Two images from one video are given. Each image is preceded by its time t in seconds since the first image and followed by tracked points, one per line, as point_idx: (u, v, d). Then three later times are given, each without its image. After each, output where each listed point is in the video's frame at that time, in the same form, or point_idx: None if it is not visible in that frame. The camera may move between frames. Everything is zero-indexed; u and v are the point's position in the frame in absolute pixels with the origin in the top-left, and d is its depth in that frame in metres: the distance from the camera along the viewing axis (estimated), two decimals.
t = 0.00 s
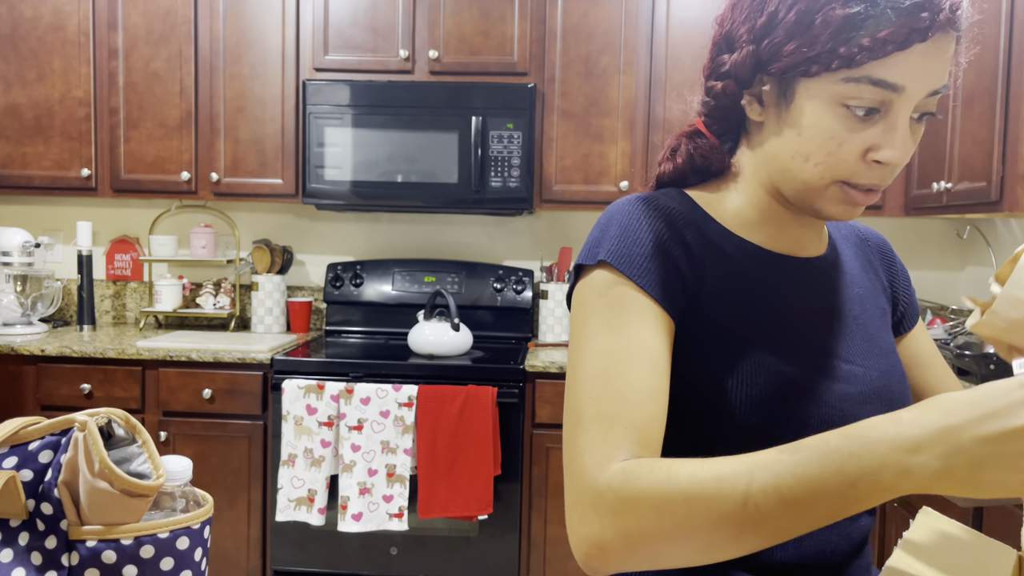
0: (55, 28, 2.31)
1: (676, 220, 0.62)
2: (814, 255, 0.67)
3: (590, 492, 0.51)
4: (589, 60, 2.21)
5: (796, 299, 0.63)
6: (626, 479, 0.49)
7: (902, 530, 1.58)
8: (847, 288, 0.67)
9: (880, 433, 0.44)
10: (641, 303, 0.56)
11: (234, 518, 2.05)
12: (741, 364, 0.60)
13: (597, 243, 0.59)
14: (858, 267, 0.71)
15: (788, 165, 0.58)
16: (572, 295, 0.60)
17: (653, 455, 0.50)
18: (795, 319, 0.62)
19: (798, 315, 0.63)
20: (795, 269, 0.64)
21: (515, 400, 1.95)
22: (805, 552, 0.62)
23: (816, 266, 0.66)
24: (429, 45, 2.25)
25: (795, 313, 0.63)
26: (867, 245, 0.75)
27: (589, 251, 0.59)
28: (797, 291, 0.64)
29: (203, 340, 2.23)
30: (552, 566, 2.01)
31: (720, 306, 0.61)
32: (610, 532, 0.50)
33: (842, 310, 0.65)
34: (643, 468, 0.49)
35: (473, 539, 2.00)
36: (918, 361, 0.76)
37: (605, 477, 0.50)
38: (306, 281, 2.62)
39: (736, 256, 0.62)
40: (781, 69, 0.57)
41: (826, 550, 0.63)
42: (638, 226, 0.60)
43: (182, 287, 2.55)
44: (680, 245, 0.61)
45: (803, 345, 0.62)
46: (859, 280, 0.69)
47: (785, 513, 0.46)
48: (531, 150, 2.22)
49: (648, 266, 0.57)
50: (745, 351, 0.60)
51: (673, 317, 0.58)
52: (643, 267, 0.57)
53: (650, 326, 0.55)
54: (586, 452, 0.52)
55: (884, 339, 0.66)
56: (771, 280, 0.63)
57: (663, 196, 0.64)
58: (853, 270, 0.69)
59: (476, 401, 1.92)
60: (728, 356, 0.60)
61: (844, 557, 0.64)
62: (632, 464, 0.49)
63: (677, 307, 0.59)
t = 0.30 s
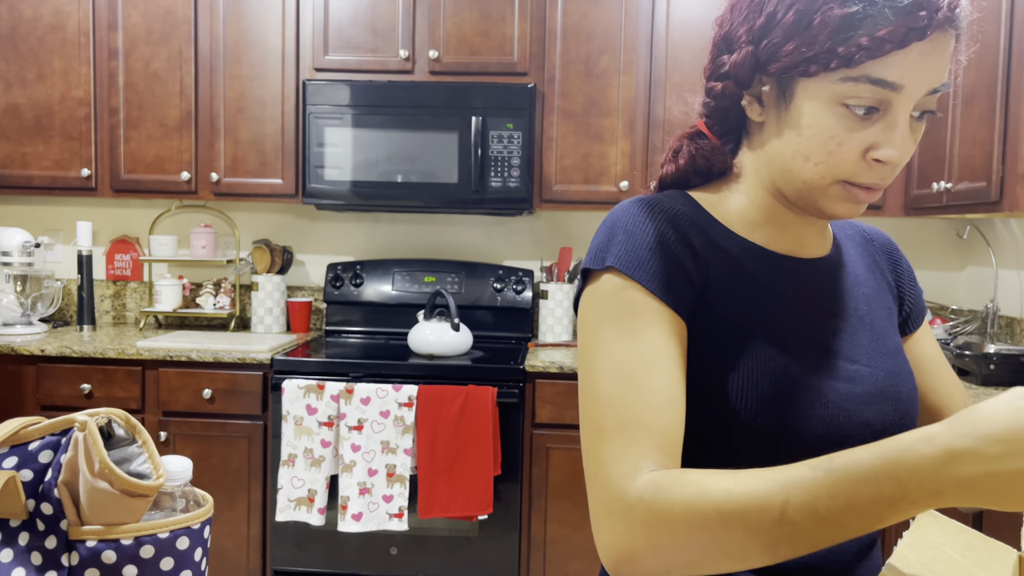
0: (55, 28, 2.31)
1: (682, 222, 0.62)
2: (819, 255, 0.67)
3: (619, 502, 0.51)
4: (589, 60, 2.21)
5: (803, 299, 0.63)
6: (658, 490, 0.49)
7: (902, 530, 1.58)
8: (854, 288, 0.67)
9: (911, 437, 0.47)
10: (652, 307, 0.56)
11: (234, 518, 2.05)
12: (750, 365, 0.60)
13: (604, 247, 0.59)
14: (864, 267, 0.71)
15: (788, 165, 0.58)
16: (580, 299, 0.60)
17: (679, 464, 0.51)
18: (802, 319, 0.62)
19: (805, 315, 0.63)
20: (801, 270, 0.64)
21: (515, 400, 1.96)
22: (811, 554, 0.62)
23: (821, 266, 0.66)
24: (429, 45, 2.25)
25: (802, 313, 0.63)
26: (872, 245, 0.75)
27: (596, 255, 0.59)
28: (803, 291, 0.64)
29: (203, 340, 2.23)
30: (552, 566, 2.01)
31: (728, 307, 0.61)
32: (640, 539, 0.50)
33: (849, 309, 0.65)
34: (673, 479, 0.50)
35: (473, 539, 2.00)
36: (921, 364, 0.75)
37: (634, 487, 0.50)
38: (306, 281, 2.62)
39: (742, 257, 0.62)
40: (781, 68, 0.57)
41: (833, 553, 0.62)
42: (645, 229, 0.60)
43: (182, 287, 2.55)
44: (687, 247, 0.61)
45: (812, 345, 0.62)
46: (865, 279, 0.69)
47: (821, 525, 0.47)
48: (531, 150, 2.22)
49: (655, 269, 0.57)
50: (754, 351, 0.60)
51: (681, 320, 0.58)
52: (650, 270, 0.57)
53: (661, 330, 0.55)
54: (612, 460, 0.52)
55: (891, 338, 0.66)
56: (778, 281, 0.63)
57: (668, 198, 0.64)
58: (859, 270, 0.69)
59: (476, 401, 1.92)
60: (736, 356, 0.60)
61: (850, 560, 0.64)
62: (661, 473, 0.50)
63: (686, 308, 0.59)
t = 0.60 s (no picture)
0: (55, 28, 2.31)
1: (686, 223, 0.62)
2: (826, 255, 0.67)
3: (608, 499, 0.53)
4: (589, 60, 2.21)
5: (808, 300, 0.63)
6: (646, 486, 0.51)
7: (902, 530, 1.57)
8: (859, 288, 0.67)
9: (881, 421, 0.48)
10: (653, 310, 0.56)
11: (234, 518, 2.05)
12: (756, 367, 0.60)
13: (606, 252, 0.59)
14: (869, 266, 0.71)
15: (796, 162, 0.58)
16: (582, 303, 0.61)
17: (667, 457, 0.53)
18: (808, 319, 0.62)
19: (812, 316, 0.63)
20: (808, 269, 0.64)
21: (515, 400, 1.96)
22: (819, 555, 0.62)
23: (828, 266, 0.66)
24: (429, 45, 2.25)
25: (806, 314, 0.63)
26: (878, 245, 0.75)
27: (598, 260, 0.59)
28: (810, 291, 0.64)
29: (203, 340, 2.23)
30: (552, 566, 2.01)
31: (732, 309, 0.61)
32: (630, 539, 0.53)
33: (855, 309, 0.65)
34: (661, 473, 0.51)
35: (473, 539, 2.00)
36: (928, 364, 0.77)
37: (624, 486, 0.52)
38: (306, 281, 2.62)
39: (747, 258, 0.62)
40: (787, 66, 0.57)
41: (841, 554, 0.62)
42: (648, 232, 0.60)
43: (182, 287, 2.55)
44: (690, 249, 0.61)
45: (818, 346, 0.62)
46: (870, 279, 0.69)
47: (801, 496, 0.49)
48: (531, 150, 2.22)
49: (657, 273, 0.58)
50: (760, 353, 0.60)
51: (685, 322, 0.59)
52: (652, 274, 0.57)
53: (660, 333, 0.56)
54: (602, 462, 0.53)
55: (896, 339, 0.67)
56: (783, 281, 0.63)
57: (673, 199, 0.64)
58: (865, 270, 0.69)
59: (476, 401, 1.92)
60: (742, 358, 0.60)
61: (859, 562, 0.63)
62: (650, 470, 0.52)
63: (689, 312, 0.59)
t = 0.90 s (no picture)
0: (55, 28, 2.31)
1: (689, 223, 0.62)
2: (830, 254, 0.67)
3: (610, 499, 0.53)
4: (589, 60, 2.21)
5: (810, 299, 0.63)
6: (647, 486, 0.51)
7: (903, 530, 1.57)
8: (863, 288, 0.67)
9: (880, 418, 0.48)
10: (654, 309, 0.56)
11: (234, 518, 2.05)
12: (760, 367, 0.60)
13: (607, 251, 0.59)
14: (873, 265, 0.71)
15: (797, 166, 0.59)
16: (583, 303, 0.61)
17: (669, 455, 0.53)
18: (812, 319, 0.62)
19: (815, 316, 0.63)
20: (810, 268, 0.64)
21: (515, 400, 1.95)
22: (822, 556, 0.62)
23: (830, 265, 0.66)
24: (429, 45, 2.25)
25: (809, 313, 0.63)
26: (882, 245, 0.75)
27: (599, 259, 0.60)
28: (813, 291, 0.64)
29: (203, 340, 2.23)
30: (552, 566, 2.01)
31: (735, 310, 0.61)
32: (632, 539, 0.53)
33: (859, 309, 0.65)
34: (662, 472, 0.51)
35: (473, 539, 2.00)
36: (933, 363, 0.77)
37: (625, 485, 0.52)
38: (306, 281, 2.62)
39: (750, 257, 0.62)
40: (788, 70, 0.57)
41: (845, 554, 0.63)
42: (649, 231, 0.60)
43: (182, 287, 2.55)
44: (692, 248, 0.61)
45: (822, 346, 0.62)
46: (874, 279, 0.69)
47: (800, 494, 0.49)
48: (531, 150, 2.22)
49: (659, 272, 0.58)
50: (763, 353, 0.60)
51: (687, 321, 0.59)
52: (653, 273, 0.57)
53: (662, 333, 0.56)
54: (605, 461, 0.53)
55: (900, 338, 0.67)
56: (786, 280, 0.63)
57: (675, 199, 0.64)
58: (869, 270, 0.70)
59: (476, 401, 1.92)
60: (746, 358, 0.60)
61: (862, 562, 0.64)
62: (651, 469, 0.52)
63: (692, 311, 0.59)
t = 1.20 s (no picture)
0: (55, 28, 2.32)
1: (689, 222, 0.62)
2: (830, 254, 0.67)
3: (610, 499, 0.53)
4: (589, 60, 2.21)
5: (811, 298, 0.63)
6: (646, 484, 0.51)
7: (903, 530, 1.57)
8: (864, 287, 0.67)
9: (877, 413, 0.48)
10: (654, 308, 0.56)
11: (234, 518, 2.05)
12: (761, 366, 0.60)
13: (607, 251, 0.59)
14: (875, 264, 0.71)
15: (798, 166, 0.59)
16: (583, 303, 0.61)
17: (669, 452, 0.53)
18: (813, 318, 0.63)
19: (816, 315, 0.63)
20: (811, 268, 0.64)
21: (515, 400, 1.95)
22: (823, 555, 0.62)
23: (831, 264, 0.66)
24: (429, 45, 2.25)
25: (810, 312, 0.63)
26: (884, 245, 0.75)
27: (600, 259, 0.60)
28: (814, 291, 0.64)
29: (203, 340, 2.23)
30: (552, 566, 2.01)
31: (736, 309, 0.61)
32: (632, 538, 0.53)
33: (861, 308, 0.66)
34: (661, 470, 0.51)
35: (473, 539, 2.00)
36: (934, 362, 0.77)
37: (626, 484, 0.52)
38: (306, 281, 2.62)
39: (751, 257, 0.62)
40: (790, 71, 0.57)
41: (845, 554, 0.63)
42: (649, 230, 0.60)
43: (182, 287, 2.55)
44: (691, 247, 0.61)
45: (823, 345, 0.62)
46: (876, 278, 0.69)
47: (798, 491, 0.49)
48: (531, 150, 2.22)
49: (659, 272, 0.58)
50: (764, 352, 0.60)
51: (687, 320, 0.59)
52: (654, 273, 0.57)
53: (662, 332, 0.56)
54: (605, 461, 0.54)
55: (902, 337, 0.67)
56: (787, 280, 0.63)
57: (676, 199, 0.65)
58: (871, 270, 0.70)
59: (476, 401, 1.92)
60: (747, 358, 0.60)
61: (863, 561, 0.64)
62: (650, 467, 0.52)
63: (692, 311, 0.59)
